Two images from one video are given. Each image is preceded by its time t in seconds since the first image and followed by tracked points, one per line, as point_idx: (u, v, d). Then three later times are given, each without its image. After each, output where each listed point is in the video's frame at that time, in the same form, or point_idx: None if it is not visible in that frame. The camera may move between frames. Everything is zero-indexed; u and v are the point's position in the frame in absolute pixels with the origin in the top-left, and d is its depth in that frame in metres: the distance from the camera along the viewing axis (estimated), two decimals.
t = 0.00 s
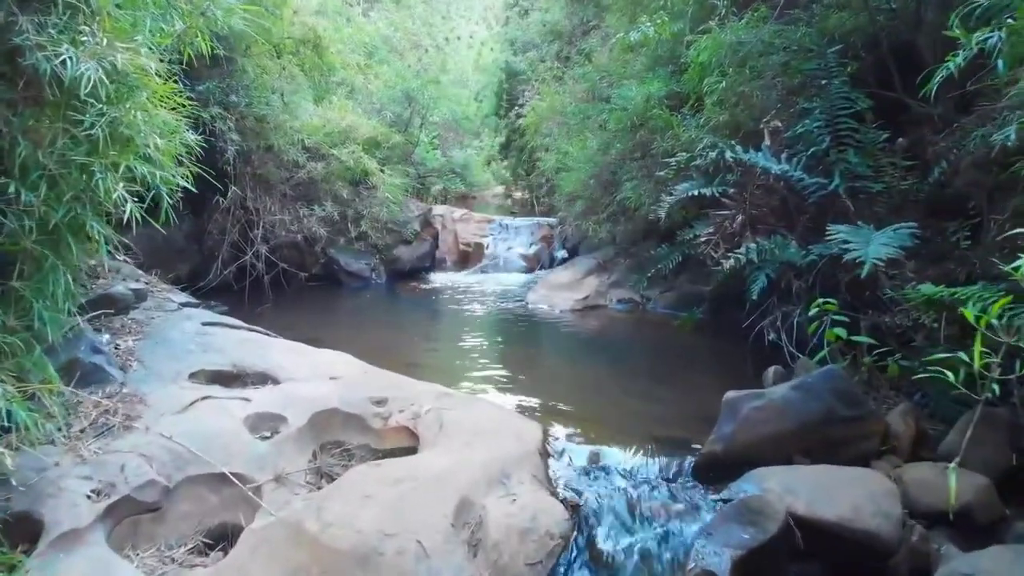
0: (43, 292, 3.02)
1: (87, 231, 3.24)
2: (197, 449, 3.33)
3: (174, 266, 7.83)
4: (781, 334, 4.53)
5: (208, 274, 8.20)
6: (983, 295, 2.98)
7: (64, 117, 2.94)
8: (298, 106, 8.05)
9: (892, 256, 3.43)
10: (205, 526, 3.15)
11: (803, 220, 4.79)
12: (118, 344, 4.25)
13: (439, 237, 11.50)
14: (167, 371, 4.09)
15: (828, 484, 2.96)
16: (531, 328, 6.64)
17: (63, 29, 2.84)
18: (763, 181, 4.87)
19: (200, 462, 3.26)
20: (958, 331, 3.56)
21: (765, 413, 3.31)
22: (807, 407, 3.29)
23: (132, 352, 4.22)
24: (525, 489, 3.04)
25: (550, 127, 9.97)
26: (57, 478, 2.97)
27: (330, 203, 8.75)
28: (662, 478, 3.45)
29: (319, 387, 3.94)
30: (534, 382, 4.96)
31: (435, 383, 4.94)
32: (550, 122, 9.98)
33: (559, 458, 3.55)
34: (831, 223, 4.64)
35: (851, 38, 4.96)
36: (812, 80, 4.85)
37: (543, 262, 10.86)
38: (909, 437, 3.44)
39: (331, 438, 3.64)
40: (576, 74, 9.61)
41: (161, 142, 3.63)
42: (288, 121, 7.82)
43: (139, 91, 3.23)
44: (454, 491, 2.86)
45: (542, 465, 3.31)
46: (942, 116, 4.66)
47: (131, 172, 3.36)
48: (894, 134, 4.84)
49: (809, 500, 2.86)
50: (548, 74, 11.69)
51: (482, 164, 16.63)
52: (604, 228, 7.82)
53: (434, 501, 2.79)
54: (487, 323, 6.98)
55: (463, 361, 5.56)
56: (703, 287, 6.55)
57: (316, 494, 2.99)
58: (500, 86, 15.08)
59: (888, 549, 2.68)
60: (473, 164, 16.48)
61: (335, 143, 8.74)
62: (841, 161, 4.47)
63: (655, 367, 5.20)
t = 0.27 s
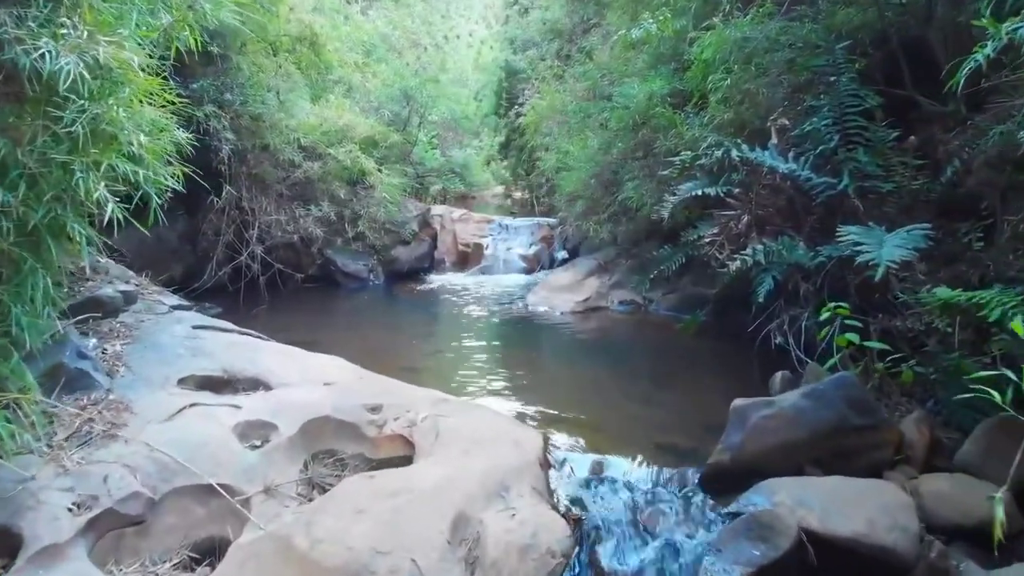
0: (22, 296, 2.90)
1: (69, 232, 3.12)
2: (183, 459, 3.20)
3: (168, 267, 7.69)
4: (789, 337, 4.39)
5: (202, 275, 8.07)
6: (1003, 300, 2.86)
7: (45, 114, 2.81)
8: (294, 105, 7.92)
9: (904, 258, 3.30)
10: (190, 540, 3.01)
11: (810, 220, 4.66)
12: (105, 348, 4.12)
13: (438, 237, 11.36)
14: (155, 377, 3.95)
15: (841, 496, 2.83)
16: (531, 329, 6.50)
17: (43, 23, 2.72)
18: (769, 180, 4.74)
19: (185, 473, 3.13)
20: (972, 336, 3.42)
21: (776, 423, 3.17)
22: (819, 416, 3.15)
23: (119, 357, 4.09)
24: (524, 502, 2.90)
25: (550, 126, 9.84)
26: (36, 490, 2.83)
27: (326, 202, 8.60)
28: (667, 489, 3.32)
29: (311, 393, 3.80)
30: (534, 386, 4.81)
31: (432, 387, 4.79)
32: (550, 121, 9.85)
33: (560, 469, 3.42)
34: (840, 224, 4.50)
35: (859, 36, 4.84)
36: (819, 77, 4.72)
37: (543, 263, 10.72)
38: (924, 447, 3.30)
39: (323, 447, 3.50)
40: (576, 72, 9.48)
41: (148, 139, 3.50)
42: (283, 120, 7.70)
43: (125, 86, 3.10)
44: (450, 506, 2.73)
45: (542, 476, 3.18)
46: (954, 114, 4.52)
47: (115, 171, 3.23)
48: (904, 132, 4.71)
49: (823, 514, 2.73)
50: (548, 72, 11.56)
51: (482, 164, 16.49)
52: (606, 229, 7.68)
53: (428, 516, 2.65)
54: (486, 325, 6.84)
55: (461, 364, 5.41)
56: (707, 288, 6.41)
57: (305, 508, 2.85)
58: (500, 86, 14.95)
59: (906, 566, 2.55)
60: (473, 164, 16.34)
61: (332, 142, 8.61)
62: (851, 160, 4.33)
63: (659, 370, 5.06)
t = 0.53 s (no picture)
0: None
1: (48, 233, 2.99)
2: (169, 470, 3.06)
3: (162, 268, 7.56)
4: (797, 342, 4.26)
5: (197, 276, 7.94)
6: None
7: (21, 110, 2.67)
8: (290, 104, 7.80)
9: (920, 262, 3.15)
10: (175, 556, 2.88)
11: (818, 221, 4.52)
12: (92, 353, 4.00)
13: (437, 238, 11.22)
14: (143, 382, 3.82)
15: (856, 509, 2.71)
16: (531, 331, 6.37)
17: (22, 15, 2.55)
18: (776, 180, 4.60)
19: (171, 484, 3.00)
20: (988, 341, 3.30)
21: (786, 433, 3.04)
22: (831, 426, 3.02)
23: (106, 362, 3.96)
24: (523, 516, 2.77)
25: (550, 126, 9.70)
26: (15, 503, 2.70)
27: (323, 202, 8.46)
28: (673, 501, 3.19)
29: (303, 400, 3.67)
30: (534, 392, 4.67)
31: (429, 393, 4.65)
32: (550, 120, 9.72)
33: (561, 480, 3.29)
34: (849, 225, 4.38)
35: (864, 33, 4.68)
36: (826, 74, 4.59)
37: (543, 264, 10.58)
38: (940, 458, 3.17)
39: (315, 457, 3.37)
40: (577, 70, 9.35)
41: (132, 136, 3.37)
42: (279, 118, 7.58)
43: (107, 82, 2.96)
44: (446, 521, 2.60)
45: (542, 489, 3.05)
46: (965, 112, 4.39)
47: (96, 169, 3.10)
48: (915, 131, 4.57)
49: (838, 530, 2.60)
50: (548, 71, 11.43)
51: (481, 164, 16.36)
52: (607, 229, 7.55)
53: (423, 533, 2.53)
54: (485, 327, 6.70)
55: (459, 368, 5.27)
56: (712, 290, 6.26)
57: (294, 523, 2.72)
58: (500, 85, 14.82)
59: None
60: (473, 164, 16.20)
61: (329, 141, 8.48)
62: (860, 159, 4.20)
63: (662, 374, 4.94)
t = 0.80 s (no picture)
0: None
1: (27, 235, 2.87)
2: (154, 482, 2.93)
3: (156, 270, 7.43)
4: (805, 346, 4.12)
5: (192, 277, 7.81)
6: None
7: None
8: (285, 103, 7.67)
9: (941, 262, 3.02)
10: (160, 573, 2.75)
11: (826, 222, 4.40)
12: (78, 359, 3.86)
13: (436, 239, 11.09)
14: (130, 389, 3.69)
15: (874, 525, 2.58)
16: (532, 334, 6.24)
17: None
18: (784, 180, 4.47)
19: (156, 497, 2.85)
20: (1005, 347, 3.19)
21: (799, 444, 2.90)
22: (846, 438, 2.89)
23: (93, 368, 3.83)
24: (524, 533, 2.64)
25: (550, 125, 9.57)
26: None
27: (320, 203, 8.32)
28: (679, 515, 3.05)
29: (296, 409, 3.54)
30: (535, 397, 4.53)
31: (426, 399, 4.50)
32: (550, 119, 9.59)
33: (563, 492, 3.16)
34: (859, 227, 4.24)
35: (873, 29, 4.49)
36: (835, 70, 4.46)
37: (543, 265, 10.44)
38: (958, 469, 3.04)
39: (307, 468, 3.24)
40: (577, 69, 9.21)
41: (116, 134, 3.24)
42: (275, 117, 7.45)
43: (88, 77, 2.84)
44: (443, 539, 2.47)
45: (544, 503, 2.91)
46: (978, 110, 4.26)
47: (78, 169, 2.97)
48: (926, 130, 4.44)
49: (855, 546, 2.47)
50: (548, 70, 11.29)
51: (481, 164, 16.23)
52: (608, 230, 7.42)
53: (418, 551, 2.40)
54: (485, 329, 6.56)
55: (457, 372, 5.12)
56: (716, 293, 6.12)
57: (283, 540, 2.59)
58: (499, 84, 14.68)
59: None
60: (472, 164, 16.07)
61: (325, 140, 8.35)
62: (871, 158, 4.06)
63: (666, 379, 4.80)
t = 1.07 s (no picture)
0: None
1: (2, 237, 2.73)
2: (138, 493, 2.79)
3: (150, 272, 7.31)
4: (815, 352, 3.99)
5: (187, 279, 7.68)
6: None
7: None
8: (281, 103, 7.56)
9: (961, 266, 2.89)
10: None
11: (836, 222, 4.27)
12: (63, 365, 3.74)
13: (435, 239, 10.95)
14: (116, 396, 3.56)
15: (893, 542, 2.44)
16: (533, 337, 6.11)
17: None
18: (792, 180, 4.33)
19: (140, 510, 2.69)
20: None
21: (814, 457, 2.77)
22: (862, 449, 2.75)
23: (78, 374, 3.70)
24: (525, 550, 2.51)
25: (551, 124, 9.44)
26: None
27: (317, 203, 8.19)
28: (687, 530, 2.92)
29: (288, 417, 3.41)
30: (535, 403, 4.39)
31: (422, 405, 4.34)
32: (551, 119, 9.45)
33: (566, 506, 3.02)
34: (870, 228, 4.11)
35: (882, 25, 4.34)
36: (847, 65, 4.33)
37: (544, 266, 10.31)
38: (978, 482, 2.91)
39: (299, 480, 3.10)
40: (578, 67, 9.08)
41: (98, 132, 3.12)
42: (270, 116, 7.32)
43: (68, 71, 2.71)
44: (440, 558, 2.34)
45: (546, 518, 2.78)
46: (992, 107, 4.13)
47: (57, 168, 2.84)
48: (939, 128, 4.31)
49: (875, 564, 2.34)
50: (548, 68, 11.16)
51: (481, 164, 16.09)
52: (610, 231, 7.29)
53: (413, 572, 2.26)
54: (484, 332, 6.43)
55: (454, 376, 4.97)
56: (721, 295, 5.99)
57: (272, 558, 2.46)
58: (499, 83, 14.55)
59: None
60: (472, 163, 15.93)
61: (322, 139, 8.21)
62: (882, 157, 3.92)
63: (672, 383, 4.67)
